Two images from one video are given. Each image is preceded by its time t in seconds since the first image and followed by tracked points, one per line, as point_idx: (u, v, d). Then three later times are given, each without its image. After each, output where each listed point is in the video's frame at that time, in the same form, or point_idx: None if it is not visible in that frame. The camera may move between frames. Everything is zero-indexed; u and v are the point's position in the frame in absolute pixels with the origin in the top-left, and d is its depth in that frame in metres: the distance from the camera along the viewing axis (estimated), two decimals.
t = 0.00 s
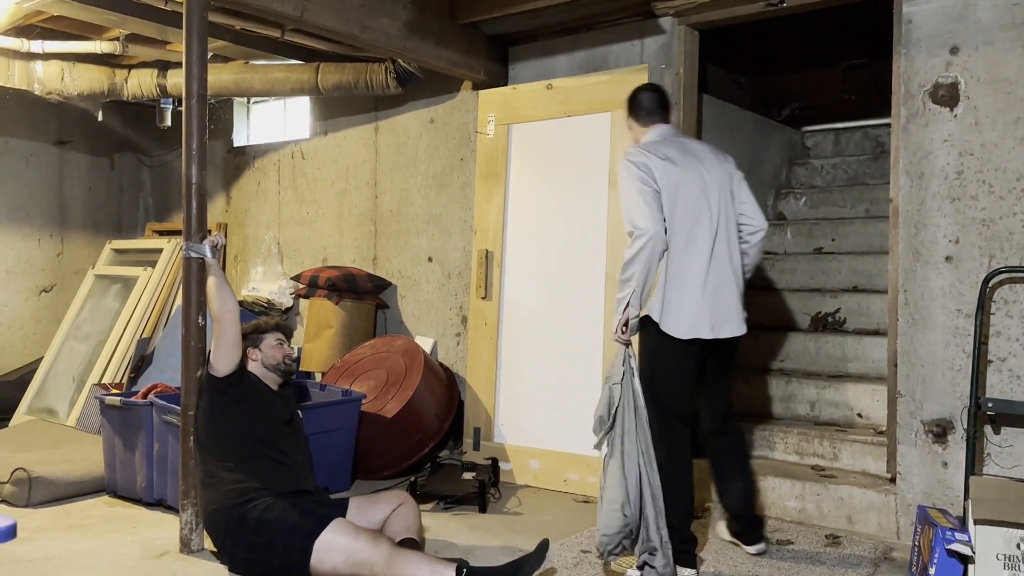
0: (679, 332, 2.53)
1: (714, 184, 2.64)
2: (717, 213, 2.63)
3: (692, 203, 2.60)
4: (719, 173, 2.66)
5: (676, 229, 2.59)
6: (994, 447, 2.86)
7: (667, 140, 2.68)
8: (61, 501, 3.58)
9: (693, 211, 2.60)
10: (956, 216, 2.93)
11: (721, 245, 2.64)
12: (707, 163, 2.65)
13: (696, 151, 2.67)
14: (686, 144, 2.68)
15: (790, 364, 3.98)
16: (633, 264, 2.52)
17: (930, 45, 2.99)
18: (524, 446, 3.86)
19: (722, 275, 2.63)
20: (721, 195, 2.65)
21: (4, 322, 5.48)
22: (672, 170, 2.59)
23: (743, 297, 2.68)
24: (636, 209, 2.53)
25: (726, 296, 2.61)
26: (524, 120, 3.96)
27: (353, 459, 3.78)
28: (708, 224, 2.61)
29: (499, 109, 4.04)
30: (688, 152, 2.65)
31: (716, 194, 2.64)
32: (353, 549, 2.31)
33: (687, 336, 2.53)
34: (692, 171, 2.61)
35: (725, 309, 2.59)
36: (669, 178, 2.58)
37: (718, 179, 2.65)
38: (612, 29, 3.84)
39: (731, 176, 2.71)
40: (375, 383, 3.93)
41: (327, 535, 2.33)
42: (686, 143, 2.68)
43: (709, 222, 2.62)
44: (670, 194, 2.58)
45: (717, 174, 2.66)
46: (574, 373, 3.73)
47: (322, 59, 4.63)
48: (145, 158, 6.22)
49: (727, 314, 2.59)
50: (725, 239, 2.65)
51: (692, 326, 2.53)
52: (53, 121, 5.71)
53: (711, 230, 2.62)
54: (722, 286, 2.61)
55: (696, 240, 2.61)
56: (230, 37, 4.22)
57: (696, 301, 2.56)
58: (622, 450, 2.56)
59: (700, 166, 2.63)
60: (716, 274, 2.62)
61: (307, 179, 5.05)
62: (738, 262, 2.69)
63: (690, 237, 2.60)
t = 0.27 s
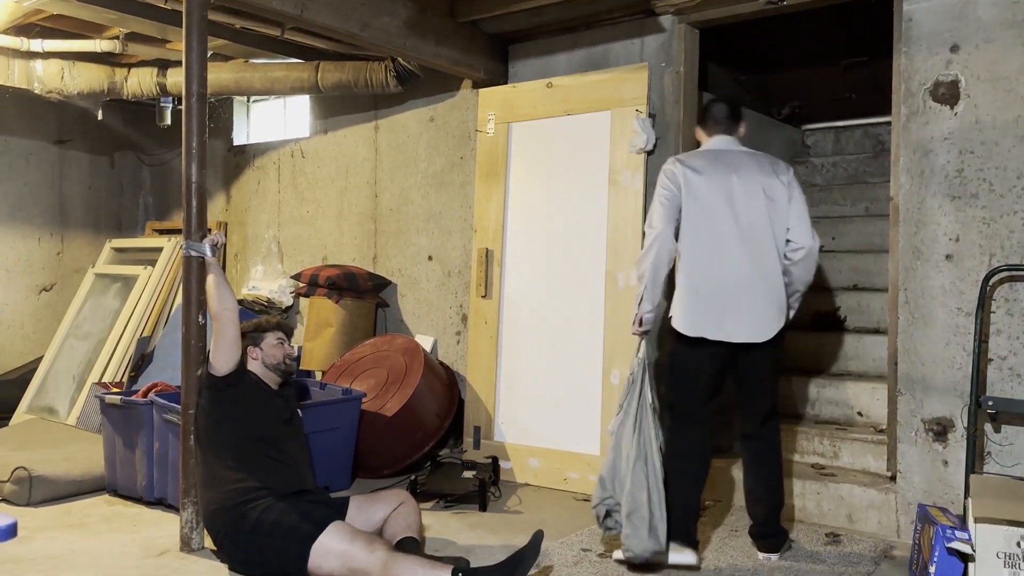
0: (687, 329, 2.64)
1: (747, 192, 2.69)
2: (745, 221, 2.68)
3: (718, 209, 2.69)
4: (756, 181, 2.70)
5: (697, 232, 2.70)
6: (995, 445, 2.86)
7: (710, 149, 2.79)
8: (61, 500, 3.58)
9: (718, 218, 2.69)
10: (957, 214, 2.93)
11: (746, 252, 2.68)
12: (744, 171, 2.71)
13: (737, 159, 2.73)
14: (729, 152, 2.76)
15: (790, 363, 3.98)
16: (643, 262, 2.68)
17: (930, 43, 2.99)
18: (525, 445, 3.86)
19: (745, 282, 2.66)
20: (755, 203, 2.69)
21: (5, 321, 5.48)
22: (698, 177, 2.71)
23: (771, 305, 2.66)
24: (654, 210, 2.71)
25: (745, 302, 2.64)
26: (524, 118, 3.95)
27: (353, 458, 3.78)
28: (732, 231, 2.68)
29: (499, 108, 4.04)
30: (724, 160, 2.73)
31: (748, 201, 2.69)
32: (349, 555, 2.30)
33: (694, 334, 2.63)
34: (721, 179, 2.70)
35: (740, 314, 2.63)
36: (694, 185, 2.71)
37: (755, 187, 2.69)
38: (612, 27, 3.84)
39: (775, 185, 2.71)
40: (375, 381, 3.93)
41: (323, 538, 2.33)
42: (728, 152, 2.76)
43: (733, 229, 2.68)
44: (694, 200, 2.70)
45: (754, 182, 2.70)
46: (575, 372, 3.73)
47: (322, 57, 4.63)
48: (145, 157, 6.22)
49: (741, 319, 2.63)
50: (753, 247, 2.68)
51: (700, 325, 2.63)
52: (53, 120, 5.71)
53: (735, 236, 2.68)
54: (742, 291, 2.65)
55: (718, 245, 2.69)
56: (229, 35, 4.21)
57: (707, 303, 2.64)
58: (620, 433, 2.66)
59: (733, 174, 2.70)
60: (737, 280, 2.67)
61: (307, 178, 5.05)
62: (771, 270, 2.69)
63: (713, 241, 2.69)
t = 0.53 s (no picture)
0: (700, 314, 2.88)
1: (760, 186, 2.83)
2: (756, 213, 2.82)
3: (733, 203, 2.86)
4: (773, 178, 2.83)
5: (711, 223, 2.90)
6: (994, 444, 2.86)
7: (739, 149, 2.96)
8: (60, 499, 3.58)
9: (732, 210, 2.86)
10: (956, 212, 2.93)
11: (756, 242, 2.82)
12: (763, 168, 2.86)
13: (759, 157, 2.88)
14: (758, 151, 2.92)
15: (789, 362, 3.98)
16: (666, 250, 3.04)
17: (930, 42, 2.99)
18: (524, 444, 3.86)
19: (752, 272, 2.80)
20: (768, 197, 2.82)
21: (4, 320, 5.48)
22: (716, 173, 2.90)
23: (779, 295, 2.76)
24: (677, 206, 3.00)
25: (748, 290, 2.78)
26: (523, 117, 3.95)
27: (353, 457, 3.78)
28: (744, 223, 2.83)
29: (498, 106, 4.04)
30: (745, 158, 2.90)
31: (760, 195, 2.82)
32: (349, 556, 2.30)
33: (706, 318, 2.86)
34: (736, 174, 2.87)
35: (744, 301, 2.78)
36: (712, 180, 2.91)
37: (771, 182, 2.83)
38: (612, 26, 3.83)
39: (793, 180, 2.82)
40: (375, 380, 3.93)
41: (322, 538, 2.33)
42: (755, 151, 2.93)
43: (745, 222, 2.83)
44: (711, 194, 2.91)
45: (768, 178, 2.83)
46: (574, 370, 3.73)
47: (322, 56, 4.63)
48: (144, 156, 6.22)
49: (743, 305, 2.78)
50: (764, 239, 2.81)
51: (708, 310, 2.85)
52: (52, 119, 5.70)
53: (746, 229, 2.83)
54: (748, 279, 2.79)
55: (730, 236, 2.86)
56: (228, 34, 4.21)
57: (715, 290, 2.84)
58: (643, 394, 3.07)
59: (749, 171, 2.86)
60: (745, 271, 2.81)
61: (307, 177, 5.05)
62: (781, 262, 2.81)
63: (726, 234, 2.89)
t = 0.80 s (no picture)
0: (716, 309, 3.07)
1: (754, 187, 2.98)
2: (754, 213, 2.97)
3: (731, 204, 3.03)
4: (760, 179, 2.97)
5: (714, 225, 3.09)
6: (992, 442, 2.86)
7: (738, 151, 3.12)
8: (60, 498, 3.58)
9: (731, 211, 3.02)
10: (956, 211, 2.93)
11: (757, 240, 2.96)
12: (756, 168, 3.00)
13: (753, 158, 3.02)
14: (754, 152, 3.06)
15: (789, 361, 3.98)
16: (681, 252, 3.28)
17: (929, 40, 2.99)
18: (524, 443, 3.86)
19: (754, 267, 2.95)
20: (762, 196, 2.95)
21: (3, 318, 5.47)
22: (710, 181, 3.10)
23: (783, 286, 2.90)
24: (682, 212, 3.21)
25: (752, 285, 2.94)
26: (523, 116, 3.95)
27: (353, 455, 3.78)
28: (743, 224, 2.99)
29: (498, 105, 4.04)
30: (739, 160, 3.05)
31: (755, 195, 2.97)
32: (348, 555, 2.31)
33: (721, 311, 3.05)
34: (731, 177, 3.04)
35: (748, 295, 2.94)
36: (710, 186, 3.10)
37: (764, 181, 2.96)
38: (611, 24, 3.83)
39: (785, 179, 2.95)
40: (374, 379, 3.93)
41: (322, 538, 2.34)
42: (750, 152, 3.06)
43: (744, 221, 2.99)
44: (710, 199, 3.10)
45: (760, 177, 2.97)
46: (574, 368, 3.74)
47: (322, 55, 4.62)
48: (144, 154, 6.22)
49: (749, 301, 2.94)
50: (763, 237, 2.95)
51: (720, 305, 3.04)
52: (51, 118, 5.70)
53: (742, 230, 2.99)
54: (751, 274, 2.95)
55: (732, 234, 3.02)
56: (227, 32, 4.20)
57: (722, 287, 3.03)
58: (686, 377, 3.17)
59: (744, 172, 3.01)
60: (748, 265, 2.96)
61: (306, 175, 5.05)
62: (784, 256, 2.93)
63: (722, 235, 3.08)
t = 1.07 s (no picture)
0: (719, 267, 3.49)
1: (756, 151, 3.41)
2: (752, 176, 3.41)
3: (736, 167, 3.46)
4: (760, 141, 3.41)
5: (721, 188, 3.51)
6: (991, 441, 2.86)
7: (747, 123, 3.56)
8: (59, 497, 3.58)
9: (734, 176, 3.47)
10: (954, 210, 2.93)
11: (757, 199, 3.39)
12: (757, 135, 3.44)
13: (757, 126, 3.47)
14: (760, 120, 3.51)
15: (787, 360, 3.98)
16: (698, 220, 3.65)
17: (928, 39, 2.99)
18: (523, 442, 3.86)
19: (750, 222, 3.39)
20: (761, 158, 3.39)
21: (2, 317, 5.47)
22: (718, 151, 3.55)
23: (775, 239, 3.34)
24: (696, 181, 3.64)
25: (749, 238, 3.38)
26: (521, 115, 3.95)
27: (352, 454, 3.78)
28: (743, 184, 3.44)
29: (497, 104, 4.03)
30: (746, 129, 3.49)
31: (756, 159, 3.41)
32: (347, 555, 2.31)
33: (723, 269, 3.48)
34: (735, 145, 3.48)
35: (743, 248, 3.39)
36: (719, 153, 3.53)
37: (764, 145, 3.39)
38: (610, 23, 3.83)
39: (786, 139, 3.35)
40: (373, 378, 3.93)
41: (321, 538, 2.35)
42: (757, 121, 3.51)
43: (744, 183, 3.43)
44: (718, 167, 3.54)
45: (762, 142, 3.40)
46: (573, 367, 3.74)
47: (321, 54, 4.62)
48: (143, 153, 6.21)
49: (746, 251, 3.38)
50: (761, 194, 3.38)
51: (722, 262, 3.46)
52: (50, 117, 5.69)
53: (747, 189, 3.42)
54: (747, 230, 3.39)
55: (734, 195, 3.46)
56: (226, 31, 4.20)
57: (724, 243, 3.46)
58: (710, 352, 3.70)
59: (748, 140, 3.44)
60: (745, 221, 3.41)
61: (305, 174, 5.05)
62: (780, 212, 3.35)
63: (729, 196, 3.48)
